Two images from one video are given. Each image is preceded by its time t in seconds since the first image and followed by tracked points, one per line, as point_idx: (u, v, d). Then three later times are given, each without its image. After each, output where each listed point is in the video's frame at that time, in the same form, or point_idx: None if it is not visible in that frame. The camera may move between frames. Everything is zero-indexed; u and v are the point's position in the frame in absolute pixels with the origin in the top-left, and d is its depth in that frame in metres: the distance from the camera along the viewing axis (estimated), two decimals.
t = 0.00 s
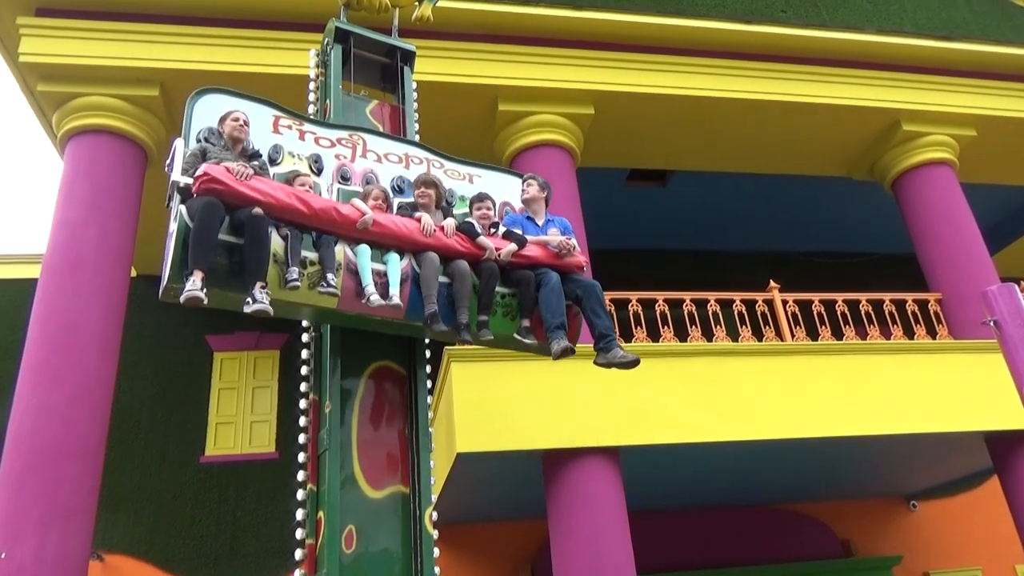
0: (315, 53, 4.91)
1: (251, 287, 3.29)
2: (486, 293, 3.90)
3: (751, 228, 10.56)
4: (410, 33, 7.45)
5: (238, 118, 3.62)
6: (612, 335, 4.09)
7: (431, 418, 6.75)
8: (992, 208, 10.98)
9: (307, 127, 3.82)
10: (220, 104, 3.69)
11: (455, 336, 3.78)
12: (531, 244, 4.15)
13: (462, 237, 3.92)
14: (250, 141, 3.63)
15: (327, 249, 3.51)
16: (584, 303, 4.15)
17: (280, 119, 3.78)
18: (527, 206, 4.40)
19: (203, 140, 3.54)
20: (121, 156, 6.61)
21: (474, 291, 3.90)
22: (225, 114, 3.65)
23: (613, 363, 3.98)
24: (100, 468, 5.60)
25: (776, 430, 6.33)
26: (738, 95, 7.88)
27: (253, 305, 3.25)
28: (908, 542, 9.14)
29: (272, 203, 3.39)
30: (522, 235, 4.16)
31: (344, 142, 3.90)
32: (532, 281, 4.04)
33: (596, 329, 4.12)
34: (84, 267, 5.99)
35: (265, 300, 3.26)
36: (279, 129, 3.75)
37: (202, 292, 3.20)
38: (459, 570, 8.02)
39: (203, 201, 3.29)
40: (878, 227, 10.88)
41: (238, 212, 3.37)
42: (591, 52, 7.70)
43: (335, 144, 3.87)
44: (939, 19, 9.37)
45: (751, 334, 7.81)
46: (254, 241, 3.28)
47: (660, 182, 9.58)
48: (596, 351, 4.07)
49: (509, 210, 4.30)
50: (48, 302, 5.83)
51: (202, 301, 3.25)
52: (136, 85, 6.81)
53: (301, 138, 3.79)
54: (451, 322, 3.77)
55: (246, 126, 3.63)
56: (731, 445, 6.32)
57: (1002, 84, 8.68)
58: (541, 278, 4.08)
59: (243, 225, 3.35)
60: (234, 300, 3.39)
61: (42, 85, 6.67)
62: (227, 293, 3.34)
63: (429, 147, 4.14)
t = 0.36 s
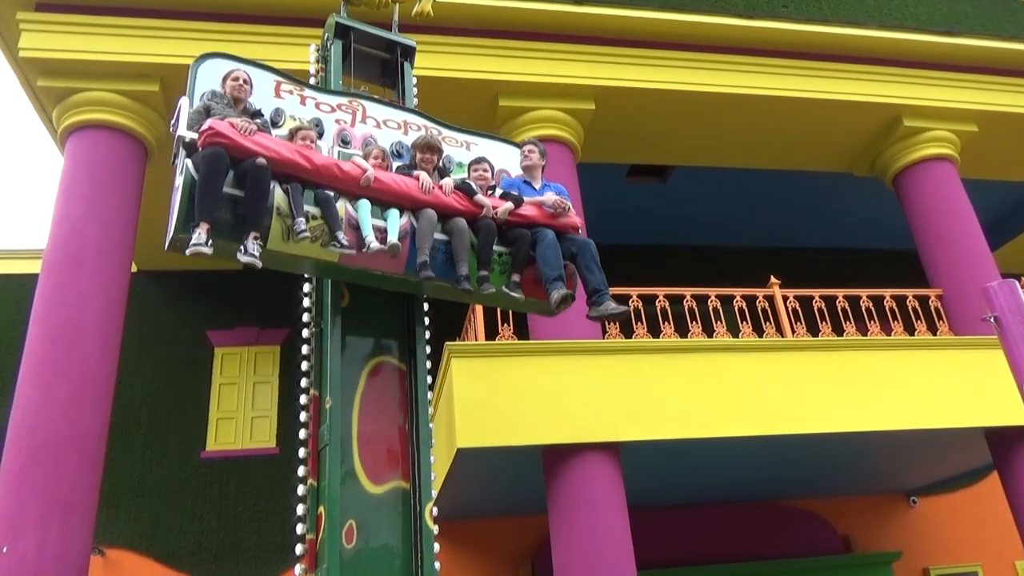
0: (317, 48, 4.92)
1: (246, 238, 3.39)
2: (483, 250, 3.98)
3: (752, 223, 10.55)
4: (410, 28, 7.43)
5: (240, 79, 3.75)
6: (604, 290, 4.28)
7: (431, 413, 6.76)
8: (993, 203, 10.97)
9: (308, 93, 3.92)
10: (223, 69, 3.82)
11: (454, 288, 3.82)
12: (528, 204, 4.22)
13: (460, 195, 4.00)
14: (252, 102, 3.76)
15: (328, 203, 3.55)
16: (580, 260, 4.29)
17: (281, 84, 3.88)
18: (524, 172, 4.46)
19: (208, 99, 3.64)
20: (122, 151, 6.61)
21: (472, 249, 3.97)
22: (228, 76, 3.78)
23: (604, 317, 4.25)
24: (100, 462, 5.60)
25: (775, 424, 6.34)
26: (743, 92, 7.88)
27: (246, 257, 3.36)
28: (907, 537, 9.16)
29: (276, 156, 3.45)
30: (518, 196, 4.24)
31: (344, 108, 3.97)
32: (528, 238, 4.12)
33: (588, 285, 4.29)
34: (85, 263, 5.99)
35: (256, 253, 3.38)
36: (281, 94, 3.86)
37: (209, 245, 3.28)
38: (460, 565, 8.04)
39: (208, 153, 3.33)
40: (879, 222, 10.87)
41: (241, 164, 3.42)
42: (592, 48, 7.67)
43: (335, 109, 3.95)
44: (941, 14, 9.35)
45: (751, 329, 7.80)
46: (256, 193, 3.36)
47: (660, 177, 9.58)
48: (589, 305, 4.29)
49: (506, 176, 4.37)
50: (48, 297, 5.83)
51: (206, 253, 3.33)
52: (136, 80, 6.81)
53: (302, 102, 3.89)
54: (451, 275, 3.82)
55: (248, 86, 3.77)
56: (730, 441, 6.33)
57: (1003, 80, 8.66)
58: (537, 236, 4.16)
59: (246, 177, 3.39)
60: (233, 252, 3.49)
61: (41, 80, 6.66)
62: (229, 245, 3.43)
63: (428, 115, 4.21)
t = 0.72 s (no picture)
0: (318, 46, 4.93)
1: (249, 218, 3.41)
2: (482, 235, 3.97)
3: (752, 223, 10.56)
4: (410, 27, 7.43)
5: (240, 69, 3.77)
6: (604, 274, 4.30)
7: (431, 412, 6.77)
8: (993, 203, 10.97)
9: (308, 85, 3.93)
10: (224, 58, 3.83)
11: (456, 274, 3.84)
12: (527, 193, 4.25)
13: (460, 183, 4.05)
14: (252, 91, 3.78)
15: (329, 191, 3.58)
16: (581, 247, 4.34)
17: (281, 77, 3.89)
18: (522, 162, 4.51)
19: (209, 88, 3.69)
20: (122, 150, 6.61)
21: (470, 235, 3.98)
22: (228, 65, 3.79)
23: (604, 302, 4.26)
24: (101, 460, 5.61)
25: (776, 424, 6.34)
26: (747, 92, 7.89)
27: (250, 234, 3.35)
28: (907, 536, 9.16)
29: (277, 141, 3.51)
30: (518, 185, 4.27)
31: (344, 100, 3.97)
32: (528, 227, 4.13)
33: (589, 271, 4.32)
34: (86, 262, 6.00)
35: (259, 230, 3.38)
36: (281, 87, 3.87)
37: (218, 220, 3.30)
38: (459, 564, 8.05)
39: (210, 138, 3.38)
40: (880, 222, 10.87)
41: (243, 151, 3.46)
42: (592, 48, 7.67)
43: (335, 102, 3.95)
44: (942, 14, 9.34)
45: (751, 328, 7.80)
46: (259, 170, 3.39)
47: (660, 176, 9.58)
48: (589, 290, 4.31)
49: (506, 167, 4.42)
50: (49, 296, 5.83)
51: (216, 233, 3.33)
52: (136, 79, 6.80)
53: (302, 95, 3.90)
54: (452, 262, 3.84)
55: (248, 75, 3.79)
56: (729, 441, 6.34)
57: (1004, 80, 8.66)
58: (537, 225, 4.15)
59: (247, 160, 3.44)
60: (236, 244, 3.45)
61: (42, 79, 6.66)
62: (232, 234, 3.40)
63: (427, 109, 4.22)
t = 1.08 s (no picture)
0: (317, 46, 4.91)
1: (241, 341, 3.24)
2: (490, 336, 3.84)
3: (752, 222, 10.56)
4: (411, 26, 7.42)
5: (234, 157, 3.58)
6: (619, 377, 4.04)
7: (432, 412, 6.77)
8: (994, 202, 10.96)
9: (307, 161, 3.78)
10: (218, 139, 3.65)
11: (461, 376, 3.77)
12: (538, 283, 4.06)
13: (468, 276, 3.84)
14: (248, 180, 3.58)
15: (326, 296, 3.42)
16: (592, 345, 4.12)
17: (280, 153, 3.72)
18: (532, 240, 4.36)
19: (201, 181, 3.49)
20: (122, 149, 6.61)
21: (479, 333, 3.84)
22: (223, 152, 3.61)
23: (620, 408, 3.99)
24: (101, 459, 5.61)
25: (776, 425, 6.34)
26: (745, 91, 7.88)
27: (241, 363, 3.21)
28: (908, 536, 9.16)
29: (272, 248, 3.29)
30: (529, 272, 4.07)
31: (346, 175, 3.86)
32: (538, 323, 3.99)
33: (603, 372, 4.07)
34: (86, 260, 6.00)
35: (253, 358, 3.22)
36: (279, 164, 3.70)
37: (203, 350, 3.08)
38: (460, 563, 8.06)
39: (199, 249, 3.18)
40: (880, 222, 10.87)
41: (235, 258, 3.26)
42: (593, 46, 7.67)
43: (336, 177, 3.83)
44: (943, 14, 9.32)
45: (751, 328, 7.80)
46: (252, 290, 3.19)
47: (661, 176, 9.57)
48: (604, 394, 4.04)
49: (515, 244, 4.29)
50: (50, 294, 5.84)
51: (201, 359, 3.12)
52: (137, 78, 6.81)
53: (302, 172, 3.75)
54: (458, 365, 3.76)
55: (243, 164, 3.59)
56: (730, 441, 6.34)
57: (1005, 79, 8.65)
58: (548, 320, 4.01)
59: (239, 272, 3.24)
60: (229, 347, 3.33)
61: (42, 78, 6.66)
62: (223, 341, 3.28)
63: (432, 178, 4.12)
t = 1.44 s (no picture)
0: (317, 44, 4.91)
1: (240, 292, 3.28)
2: (487, 292, 3.86)
3: (752, 221, 10.55)
4: (412, 25, 7.41)
5: (237, 119, 3.56)
6: (613, 332, 4.09)
7: (432, 410, 6.77)
8: (994, 202, 10.96)
9: (309, 128, 3.80)
10: (221, 106, 3.66)
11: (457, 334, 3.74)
12: (534, 244, 4.08)
13: (465, 236, 3.88)
14: (250, 143, 3.59)
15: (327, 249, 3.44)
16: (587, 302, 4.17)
17: (281, 120, 3.75)
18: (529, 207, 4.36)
19: (204, 141, 3.49)
20: (122, 147, 6.61)
21: (477, 292, 3.86)
22: (225, 115, 3.62)
23: (614, 361, 3.99)
24: (103, 457, 5.62)
25: (776, 423, 6.34)
26: (751, 88, 7.89)
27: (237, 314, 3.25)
28: (908, 535, 9.17)
29: (274, 203, 3.32)
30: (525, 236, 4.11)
31: (346, 143, 3.89)
32: (534, 281, 3.98)
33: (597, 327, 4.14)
34: (86, 258, 6.00)
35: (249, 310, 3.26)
36: (281, 131, 3.73)
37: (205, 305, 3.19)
38: (461, 562, 8.06)
39: (204, 202, 3.20)
40: (881, 221, 10.86)
41: (239, 212, 3.28)
42: (594, 45, 7.67)
43: (336, 145, 3.86)
44: (944, 13, 9.31)
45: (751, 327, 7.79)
46: (254, 244, 3.23)
47: (662, 175, 9.57)
48: (598, 348, 4.07)
49: (511, 211, 4.30)
50: (50, 292, 5.84)
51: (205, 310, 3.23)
52: (137, 76, 6.80)
53: (303, 139, 3.77)
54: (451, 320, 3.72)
55: (246, 127, 3.59)
56: (730, 440, 6.34)
57: (1006, 79, 8.65)
58: (544, 279, 4.03)
59: (243, 224, 3.27)
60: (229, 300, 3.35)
61: (43, 76, 6.66)
62: (223, 293, 3.31)
63: (431, 148, 4.14)
